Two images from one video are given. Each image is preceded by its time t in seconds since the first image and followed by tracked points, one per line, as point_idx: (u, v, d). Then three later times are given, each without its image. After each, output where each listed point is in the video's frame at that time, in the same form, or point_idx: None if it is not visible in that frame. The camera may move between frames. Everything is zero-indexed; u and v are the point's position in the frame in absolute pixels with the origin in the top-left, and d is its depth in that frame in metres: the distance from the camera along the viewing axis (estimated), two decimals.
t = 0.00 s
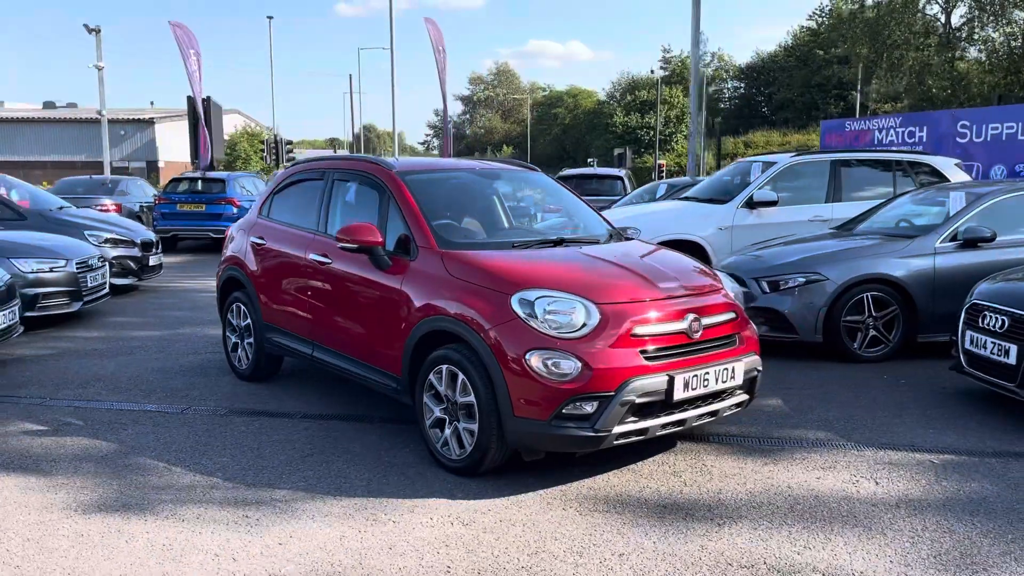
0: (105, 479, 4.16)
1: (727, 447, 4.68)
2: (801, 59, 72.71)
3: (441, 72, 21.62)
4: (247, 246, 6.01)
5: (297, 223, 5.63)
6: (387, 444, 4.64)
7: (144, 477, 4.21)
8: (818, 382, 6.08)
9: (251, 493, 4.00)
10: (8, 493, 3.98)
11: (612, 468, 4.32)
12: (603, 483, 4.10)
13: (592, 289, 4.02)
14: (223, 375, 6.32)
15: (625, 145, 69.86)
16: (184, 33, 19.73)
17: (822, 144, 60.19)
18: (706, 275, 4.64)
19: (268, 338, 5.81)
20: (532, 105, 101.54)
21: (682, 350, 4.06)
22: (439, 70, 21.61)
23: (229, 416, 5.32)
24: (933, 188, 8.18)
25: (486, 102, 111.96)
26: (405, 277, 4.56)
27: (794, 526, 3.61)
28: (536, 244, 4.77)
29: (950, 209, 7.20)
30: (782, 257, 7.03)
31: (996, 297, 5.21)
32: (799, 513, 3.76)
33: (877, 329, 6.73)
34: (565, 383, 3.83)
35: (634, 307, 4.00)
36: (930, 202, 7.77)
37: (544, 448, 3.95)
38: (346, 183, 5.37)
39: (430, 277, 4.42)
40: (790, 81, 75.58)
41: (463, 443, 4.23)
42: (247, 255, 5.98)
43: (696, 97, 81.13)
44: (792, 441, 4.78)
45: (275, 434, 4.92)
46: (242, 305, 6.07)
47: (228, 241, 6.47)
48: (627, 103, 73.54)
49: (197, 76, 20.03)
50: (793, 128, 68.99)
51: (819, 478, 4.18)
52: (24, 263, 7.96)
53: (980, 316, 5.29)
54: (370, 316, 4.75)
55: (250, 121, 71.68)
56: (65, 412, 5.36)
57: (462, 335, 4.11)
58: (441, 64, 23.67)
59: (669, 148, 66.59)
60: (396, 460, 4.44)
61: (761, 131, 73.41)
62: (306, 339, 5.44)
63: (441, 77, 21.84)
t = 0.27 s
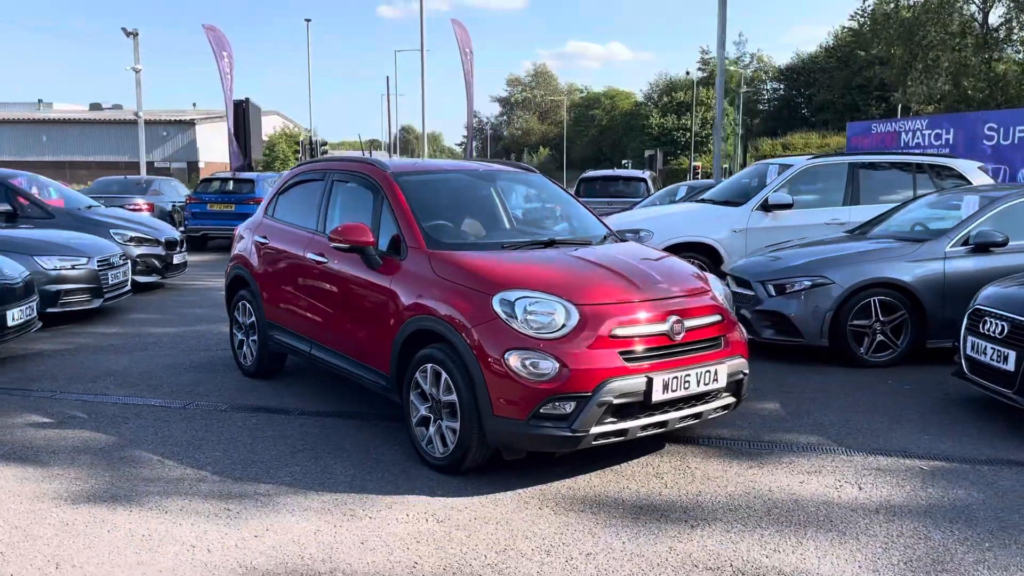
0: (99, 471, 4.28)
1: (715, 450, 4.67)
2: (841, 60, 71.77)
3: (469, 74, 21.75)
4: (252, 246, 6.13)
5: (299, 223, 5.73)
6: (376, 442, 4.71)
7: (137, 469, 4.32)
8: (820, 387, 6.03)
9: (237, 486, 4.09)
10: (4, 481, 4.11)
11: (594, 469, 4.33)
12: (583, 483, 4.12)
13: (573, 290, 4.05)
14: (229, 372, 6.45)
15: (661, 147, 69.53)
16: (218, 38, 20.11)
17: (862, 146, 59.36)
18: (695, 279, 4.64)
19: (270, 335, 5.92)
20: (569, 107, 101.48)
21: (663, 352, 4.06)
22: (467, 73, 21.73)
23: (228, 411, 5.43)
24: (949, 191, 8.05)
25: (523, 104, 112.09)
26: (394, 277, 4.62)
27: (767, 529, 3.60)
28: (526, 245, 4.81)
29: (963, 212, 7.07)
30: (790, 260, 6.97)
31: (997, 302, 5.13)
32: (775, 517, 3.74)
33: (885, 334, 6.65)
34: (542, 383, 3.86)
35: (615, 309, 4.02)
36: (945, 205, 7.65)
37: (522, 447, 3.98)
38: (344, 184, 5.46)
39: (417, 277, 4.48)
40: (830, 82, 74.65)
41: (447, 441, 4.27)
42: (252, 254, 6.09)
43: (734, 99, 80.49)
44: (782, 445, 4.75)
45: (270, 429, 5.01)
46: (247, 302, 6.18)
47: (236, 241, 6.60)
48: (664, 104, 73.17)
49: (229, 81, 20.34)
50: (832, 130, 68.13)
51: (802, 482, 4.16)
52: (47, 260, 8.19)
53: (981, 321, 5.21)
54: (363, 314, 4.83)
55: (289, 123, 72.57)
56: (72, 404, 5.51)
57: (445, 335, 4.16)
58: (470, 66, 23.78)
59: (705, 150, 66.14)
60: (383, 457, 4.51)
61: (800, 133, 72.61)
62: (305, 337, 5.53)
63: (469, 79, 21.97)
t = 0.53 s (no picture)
0: (90, 457, 4.41)
1: (696, 448, 4.67)
2: (882, 60, 70.72)
3: (496, 75, 21.89)
4: (254, 242, 6.26)
5: (297, 220, 5.85)
6: (361, 434, 4.79)
7: (126, 457, 4.45)
8: (816, 387, 5.99)
9: (218, 475, 4.19)
10: None
11: (571, 464, 4.36)
12: (556, 479, 4.15)
13: (548, 287, 4.09)
14: (232, 365, 6.58)
15: (698, 148, 69.08)
16: (250, 40, 20.47)
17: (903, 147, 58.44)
18: (677, 277, 4.65)
19: (270, 329, 6.03)
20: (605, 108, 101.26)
21: (636, 348, 4.09)
22: (495, 74, 21.87)
23: (225, 403, 5.55)
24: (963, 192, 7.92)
25: (559, 105, 112.07)
26: (379, 272, 4.71)
27: (732, 526, 3.61)
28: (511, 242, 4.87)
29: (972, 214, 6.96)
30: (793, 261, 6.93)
31: (992, 304, 5.06)
32: (742, 514, 3.75)
33: (887, 336, 6.58)
34: (513, 377, 3.91)
35: (588, 305, 4.06)
36: (957, 206, 7.54)
37: (495, 441, 4.03)
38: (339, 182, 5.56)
39: (400, 273, 4.55)
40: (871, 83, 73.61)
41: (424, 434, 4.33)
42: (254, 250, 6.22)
43: (773, 100, 79.74)
44: (765, 445, 4.74)
45: (261, 421, 5.12)
46: (250, 296, 6.32)
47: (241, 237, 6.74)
48: (701, 105, 72.68)
49: (258, 81, 20.62)
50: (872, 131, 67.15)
51: (778, 481, 4.15)
52: (68, 255, 8.42)
53: (975, 323, 5.14)
54: (351, 308, 4.91)
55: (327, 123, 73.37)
56: (76, 393, 5.68)
57: (423, 330, 4.23)
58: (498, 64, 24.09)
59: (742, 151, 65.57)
60: (365, 449, 4.58)
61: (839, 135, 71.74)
62: (301, 331, 5.63)
63: (497, 80, 22.11)
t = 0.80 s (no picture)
0: (86, 451, 4.55)
1: (682, 453, 4.67)
2: (926, 60, 69.39)
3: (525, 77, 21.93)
4: (260, 243, 6.38)
5: (299, 222, 5.96)
6: (351, 434, 4.86)
7: (120, 451, 4.57)
8: (816, 394, 5.94)
9: (206, 470, 4.30)
10: None
11: (553, 466, 4.39)
12: (535, 482, 4.18)
13: (528, 290, 4.13)
14: (240, 364, 6.71)
15: (736, 150, 68.45)
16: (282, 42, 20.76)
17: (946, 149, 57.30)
18: (664, 281, 4.65)
19: (273, 328, 6.14)
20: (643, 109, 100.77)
21: (615, 352, 4.10)
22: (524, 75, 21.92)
23: (225, 400, 5.67)
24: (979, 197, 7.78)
25: (597, 105, 111.74)
26: (369, 274, 4.78)
27: (701, 532, 3.61)
28: (500, 245, 4.92)
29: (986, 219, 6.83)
30: (799, 267, 6.88)
31: (989, 311, 4.98)
32: (714, 520, 3.75)
33: (893, 343, 6.51)
34: (491, 380, 3.95)
35: (567, 309, 4.09)
36: (971, 212, 7.41)
37: (473, 442, 4.07)
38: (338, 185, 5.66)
39: (388, 275, 4.62)
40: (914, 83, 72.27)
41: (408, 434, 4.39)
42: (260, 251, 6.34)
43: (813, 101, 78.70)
44: (752, 451, 4.73)
45: (257, 418, 5.22)
46: (256, 296, 6.43)
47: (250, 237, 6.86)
48: (739, 107, 71.98)
49: (287, 84, 20.86)
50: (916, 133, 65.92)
51: (757, 488, 4.14)
52: (90, 253, 8.64)
53: (973, 331, 5.06)
54: (342, 309, 4.99)
55: (365, 123, 73.99)
56: (84, 389, 5.84)
57: (406, 331, 4.29)
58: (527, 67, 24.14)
59: (781, 153, 64.80)
60: (353, 448, 4.65)
61: (881, 136, 70.57)
62: (300, 330, 5.73)
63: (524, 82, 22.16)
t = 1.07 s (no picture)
0: (86, 438, 4.65)
1: (674, 450, 4.64)
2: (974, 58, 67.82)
3: (555, 74, 21.90)
4: (269, 236, 6.48)
5: (304, 215, 6.04)
6: (346, 424, 4.91)
7: (119, 438, 4.67)
8: (822, 394, 5.85)
9: (198, 457, 4.37)
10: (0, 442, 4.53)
11: (540, 460, 4.39)
12: (520, 475, 4.18)
13: (514, 284, 4.13)
14: (250, 355, 6.81)
15: (776, 149, 67.61)
16: (315, 40, 20.94)
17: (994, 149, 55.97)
18: (656, 276, 4.63)
19: (279, 319, 6.22)
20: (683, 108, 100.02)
21: (601, 346, 4.09)
22: (554, 73, 21.90)
23: (230, 390, 5.75)
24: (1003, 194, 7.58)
25: (636, 104, 111.11)
26: (363, 266, 4.82)
27: (679, 528, 3.58)
28: (494, 238, 4.94)
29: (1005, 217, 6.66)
30: (810, 265, 6.78)
31: (995, 311, 4.86)
32: (694, 516, 3.72)
33: (906, 343, 6.38)
34: (474, 372, 3.96)
35: (553, 301, 4.08)
36: (993, 210, 7.23)
37: (457, 433, 4.08)
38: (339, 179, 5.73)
39: (380, 267, 4.66)
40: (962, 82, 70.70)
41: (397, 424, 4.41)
42: (268, 243, 6.43)
43: (857, 100, 77.41)
44: (745, 449, 4.67)
45: (257, 408, 5.29)
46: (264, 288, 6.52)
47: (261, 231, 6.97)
48: (780, 106, 71.06)
49: (318, 82, 21.01)
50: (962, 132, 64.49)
51: (743, 485, 4.10)
52: (113, 246, 8.82)
53: (979, 331, 4.95)
54: (339, 301, 5.04)
55: (404, 122, 74.43)
56: (95, 377, 5.97)
57: (394, 323, 4.32)
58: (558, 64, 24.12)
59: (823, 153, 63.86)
60: (346, 437, 4.70)
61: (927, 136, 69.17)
62: (304, 322, 5.79)
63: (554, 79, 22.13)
